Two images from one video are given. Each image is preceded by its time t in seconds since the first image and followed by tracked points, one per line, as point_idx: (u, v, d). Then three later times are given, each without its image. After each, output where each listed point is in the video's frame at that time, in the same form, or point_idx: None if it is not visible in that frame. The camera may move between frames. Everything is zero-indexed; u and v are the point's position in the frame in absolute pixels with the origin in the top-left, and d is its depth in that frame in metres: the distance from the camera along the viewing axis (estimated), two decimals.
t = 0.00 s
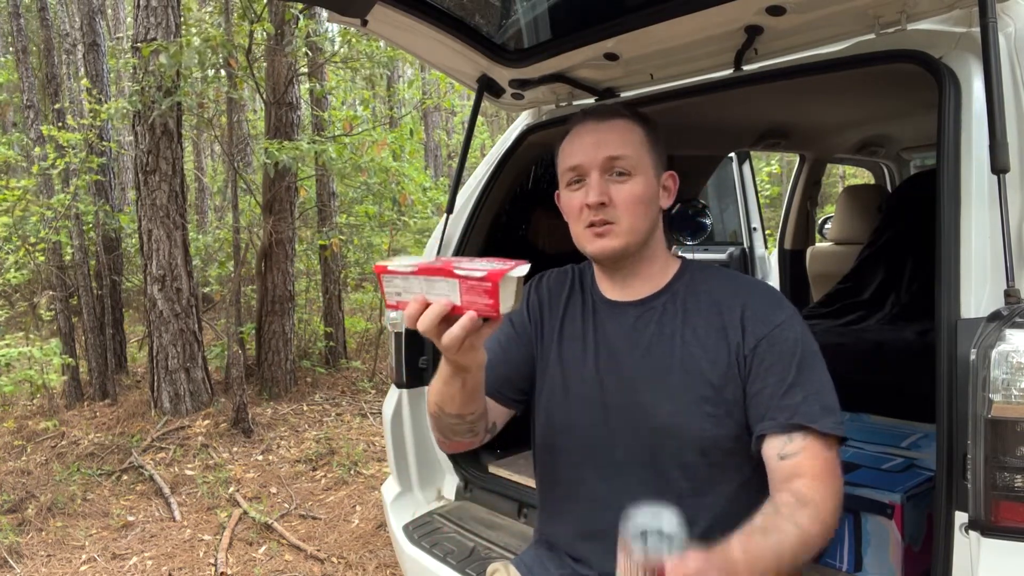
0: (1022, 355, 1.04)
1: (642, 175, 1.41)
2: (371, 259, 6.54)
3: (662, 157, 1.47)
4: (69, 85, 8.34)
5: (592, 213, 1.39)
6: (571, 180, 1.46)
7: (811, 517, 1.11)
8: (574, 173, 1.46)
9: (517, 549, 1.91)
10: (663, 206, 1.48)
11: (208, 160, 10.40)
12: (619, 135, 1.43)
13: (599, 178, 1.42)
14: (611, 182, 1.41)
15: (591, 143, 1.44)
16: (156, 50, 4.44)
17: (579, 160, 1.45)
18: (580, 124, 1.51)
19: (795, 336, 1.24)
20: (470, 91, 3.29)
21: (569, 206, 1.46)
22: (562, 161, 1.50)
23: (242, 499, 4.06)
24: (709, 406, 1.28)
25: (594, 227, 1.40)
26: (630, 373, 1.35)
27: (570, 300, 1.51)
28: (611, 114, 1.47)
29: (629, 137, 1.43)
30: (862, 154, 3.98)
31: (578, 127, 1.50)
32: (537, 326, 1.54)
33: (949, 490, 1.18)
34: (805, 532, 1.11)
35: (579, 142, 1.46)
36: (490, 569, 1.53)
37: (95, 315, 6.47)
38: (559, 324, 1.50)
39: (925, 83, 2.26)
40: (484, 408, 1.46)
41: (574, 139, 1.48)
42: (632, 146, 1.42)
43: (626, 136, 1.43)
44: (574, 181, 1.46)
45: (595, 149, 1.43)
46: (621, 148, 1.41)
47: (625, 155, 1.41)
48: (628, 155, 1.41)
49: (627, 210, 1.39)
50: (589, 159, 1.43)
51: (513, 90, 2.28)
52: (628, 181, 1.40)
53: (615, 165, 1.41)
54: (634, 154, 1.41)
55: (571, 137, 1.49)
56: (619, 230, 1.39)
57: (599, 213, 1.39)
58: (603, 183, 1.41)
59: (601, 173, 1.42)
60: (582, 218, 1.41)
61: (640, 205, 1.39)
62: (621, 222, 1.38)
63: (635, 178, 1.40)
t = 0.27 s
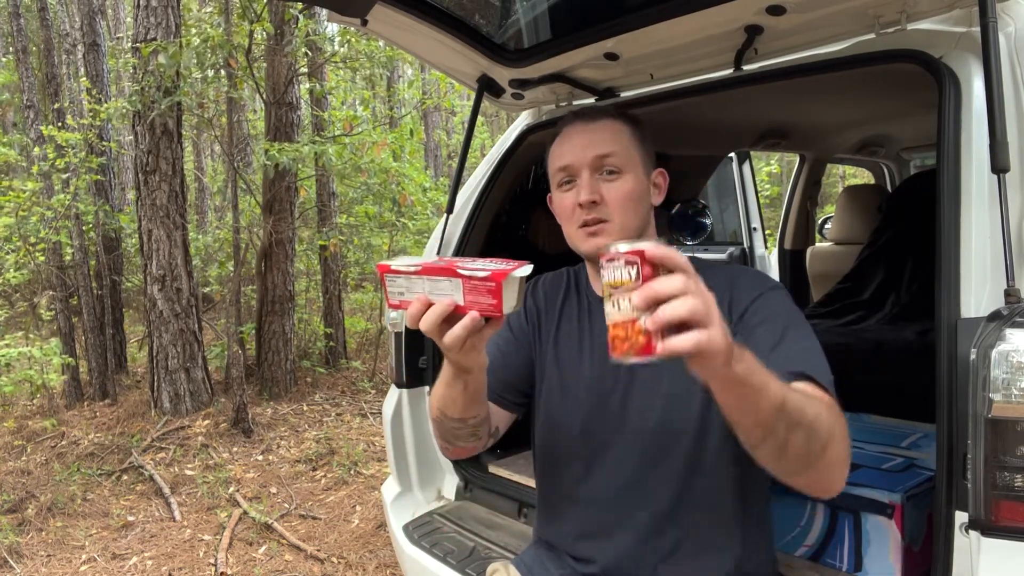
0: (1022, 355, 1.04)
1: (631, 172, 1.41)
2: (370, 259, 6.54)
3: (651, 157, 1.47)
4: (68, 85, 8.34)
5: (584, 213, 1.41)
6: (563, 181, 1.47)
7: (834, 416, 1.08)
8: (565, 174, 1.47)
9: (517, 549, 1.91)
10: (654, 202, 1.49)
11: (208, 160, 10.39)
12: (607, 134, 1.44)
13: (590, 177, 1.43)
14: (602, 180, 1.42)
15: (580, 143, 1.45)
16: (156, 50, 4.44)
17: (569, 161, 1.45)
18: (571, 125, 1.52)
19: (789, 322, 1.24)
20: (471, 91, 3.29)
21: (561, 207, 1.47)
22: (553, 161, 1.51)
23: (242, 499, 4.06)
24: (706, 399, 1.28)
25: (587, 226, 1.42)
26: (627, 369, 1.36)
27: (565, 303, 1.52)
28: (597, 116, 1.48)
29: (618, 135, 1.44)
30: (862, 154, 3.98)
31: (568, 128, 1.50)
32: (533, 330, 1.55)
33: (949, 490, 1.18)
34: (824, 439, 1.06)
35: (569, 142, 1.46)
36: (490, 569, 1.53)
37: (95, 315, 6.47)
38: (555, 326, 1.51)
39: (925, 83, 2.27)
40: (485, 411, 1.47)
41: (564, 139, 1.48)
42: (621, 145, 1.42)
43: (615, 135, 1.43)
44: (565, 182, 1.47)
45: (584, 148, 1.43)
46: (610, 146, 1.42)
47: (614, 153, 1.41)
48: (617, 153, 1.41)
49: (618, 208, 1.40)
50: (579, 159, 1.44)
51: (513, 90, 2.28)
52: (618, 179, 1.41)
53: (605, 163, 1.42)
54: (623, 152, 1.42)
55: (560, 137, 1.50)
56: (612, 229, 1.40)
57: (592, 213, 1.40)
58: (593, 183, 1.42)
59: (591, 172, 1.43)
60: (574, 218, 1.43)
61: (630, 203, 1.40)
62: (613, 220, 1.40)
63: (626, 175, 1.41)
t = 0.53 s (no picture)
0: (1022, 355, 1.04)
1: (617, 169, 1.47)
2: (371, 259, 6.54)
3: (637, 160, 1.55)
4: (68, 85, 8.34)
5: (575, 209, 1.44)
6: (553, 183, 1.53)
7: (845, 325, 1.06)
8: (555, 175, 1.52)
9: (517, 549, 1.91)
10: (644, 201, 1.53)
11: (208, 160, 10.39)
12: (595, 132, 1.49)
13: (578, 175, 1.48)
14: (590, 177, 1.47)
15: (568, 144, 1.50)
16: (156, 50, 4.43)
17: (557, 162, 1.51)
18: (565, 127, 1.54)
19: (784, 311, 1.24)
20: (471, 91, 3.29)
21: (552, 207, 1.51)
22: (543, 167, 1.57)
23: (242, 499, 4.06)
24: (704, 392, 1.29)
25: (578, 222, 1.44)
26: (626, 363, 1.36)
27: (563, 302, 1.53)
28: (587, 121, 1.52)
29: (605, 135, 1.49)
30: (862, 154, 3.98)
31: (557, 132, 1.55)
32: (531, 331, 1.56)
33: (949, 491, 1.18)
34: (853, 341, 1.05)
35: (557, 145, 1.52)
36: (490, 569, 1.53)
37: (95, 315, 6.46)
38: (552, 326, 1.51)
39: (925, 83, 2.27)
40: (483, 413, 1.49)
41: (553, 143, 1.54)
42: (607, 142, 1.48)
43: (601, 133, 1.49)
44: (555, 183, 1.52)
45: (572, 147, 1.49)
46: (596, 145, 1.48)
47: (600, 151, 1.47)
48: (604, 150, 1.47)
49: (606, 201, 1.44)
50: (567, 158, 1.49)
51: (513, 90, 2.28)
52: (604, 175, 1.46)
53: (592, 161, 1.47)
54: (609, 150, 1.48)
55: (549, 143, 1.56)
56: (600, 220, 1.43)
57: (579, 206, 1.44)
58: (582, 179, 1.47)
59: (579, 170, 1.48)
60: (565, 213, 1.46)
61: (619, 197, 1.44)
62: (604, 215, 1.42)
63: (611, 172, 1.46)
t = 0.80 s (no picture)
0: (1022, 355, 1.04)
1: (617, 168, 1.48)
2: (371, 259, 6.54)
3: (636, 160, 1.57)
4: (68, 85, 8.35)
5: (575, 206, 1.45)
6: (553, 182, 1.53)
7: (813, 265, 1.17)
8: (555, 175, 1.52)
9: (517, 549, 1.91)
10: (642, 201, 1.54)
11: (208, 160, 10.39)
12: (595, 133, 1.50)
13: (579, 175, 1.49)
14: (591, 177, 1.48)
15: (567, 144, 1.50)
16: (156, 50, 4.43)
17: (557, 161, 1.52)
18: (563, 128, 1.56)
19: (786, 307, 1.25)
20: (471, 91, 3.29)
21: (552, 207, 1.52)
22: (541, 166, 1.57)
23: (243, 499, 4.06)
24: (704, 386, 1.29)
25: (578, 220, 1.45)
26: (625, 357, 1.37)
27: (562, 302, 1.54)
28: (589, 120, 1.53)
29: (605, 135, 1.50)
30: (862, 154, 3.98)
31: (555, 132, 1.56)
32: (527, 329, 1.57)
33: (949, 491, 1.18)
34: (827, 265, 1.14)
35: (556, 144, 1.53)
36: (490, 568, 1.53)
37: (95, 315, 6.46)
38: (552, 323, 1.52)
39: (925, 82, 2.27)
40: (495, 420, 1.54)
41: (551, 143, 1.55)
42: (607, 142, 1.49)
43: (601, 134, 1.50)
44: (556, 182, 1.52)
45: (573, 146, 1.49)
46: (596, 145, 1.49)
47: (600, 151, 1.48)
48: (604, 150, 1.48)
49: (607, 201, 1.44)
50: (567, 158, 1.50)
51: (513, 90, 2.28)
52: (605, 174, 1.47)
53: (592, 160, 1.48)
54: (609, 150, 1.49)
55: (548, 142, 1.57)
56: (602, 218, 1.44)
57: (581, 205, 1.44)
58: (582, 179, 1.48)
59: (579, 169, 1.49)
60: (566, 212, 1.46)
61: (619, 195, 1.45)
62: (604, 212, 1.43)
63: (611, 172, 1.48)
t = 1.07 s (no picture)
0: (1022, 355, 1.04)
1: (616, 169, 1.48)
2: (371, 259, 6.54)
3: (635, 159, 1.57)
4: (69, 85, 8.34)
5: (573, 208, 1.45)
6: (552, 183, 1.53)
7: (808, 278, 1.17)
8: (554, 175, 1.52)
9: (517, 549, 1.91)
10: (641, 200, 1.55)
11: (208, 160, 10.39)
12: (594, 133, 1.50)
13: (577, 176, 1.48)
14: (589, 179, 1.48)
15: (566, 144, 1.50)
16: (156, 51, 4.43)
17: (556, 162, 1.52)
18: (562, 128, 1.56)
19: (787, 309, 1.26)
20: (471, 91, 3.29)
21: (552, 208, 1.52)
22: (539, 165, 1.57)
23: (243, 499, 4.06)
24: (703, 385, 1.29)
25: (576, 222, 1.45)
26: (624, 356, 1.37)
27: (562, 302, 1.54)
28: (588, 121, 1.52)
29: (603, 135, 1.50)
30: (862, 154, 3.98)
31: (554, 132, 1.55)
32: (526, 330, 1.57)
33: (949, 490, 1.18)
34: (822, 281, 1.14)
35: (555, 144, 1.53)
36: (490, 568, 1.53)
37: (95, 315, 6.46)
38: (551, 324, 1.52)
39: (925, 82, 2.27)
40: (494, 420, 1.55)
41: (550, 143, 1.55)
42: (606, 142, 1.49)
43: (600, 133, 1.50)
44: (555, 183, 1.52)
45: (571, 147, 1.49)
46: (595, 145, 1.48)
47: (598, 152, 1.48)
48: (602, 151, 1.48)
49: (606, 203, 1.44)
50: (565, 159, 1.49)
51: (513, 90, 2.28)
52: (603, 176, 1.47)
53: (591, 162, 1.48)
54: (607, 150, 1.48)
55: (547, 141, 1.56)
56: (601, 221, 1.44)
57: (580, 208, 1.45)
58: (580, 180, 1.48)
59: (578, 170, 1.49)
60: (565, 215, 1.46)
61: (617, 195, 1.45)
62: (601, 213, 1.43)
63: (610, 173, 1.48)
